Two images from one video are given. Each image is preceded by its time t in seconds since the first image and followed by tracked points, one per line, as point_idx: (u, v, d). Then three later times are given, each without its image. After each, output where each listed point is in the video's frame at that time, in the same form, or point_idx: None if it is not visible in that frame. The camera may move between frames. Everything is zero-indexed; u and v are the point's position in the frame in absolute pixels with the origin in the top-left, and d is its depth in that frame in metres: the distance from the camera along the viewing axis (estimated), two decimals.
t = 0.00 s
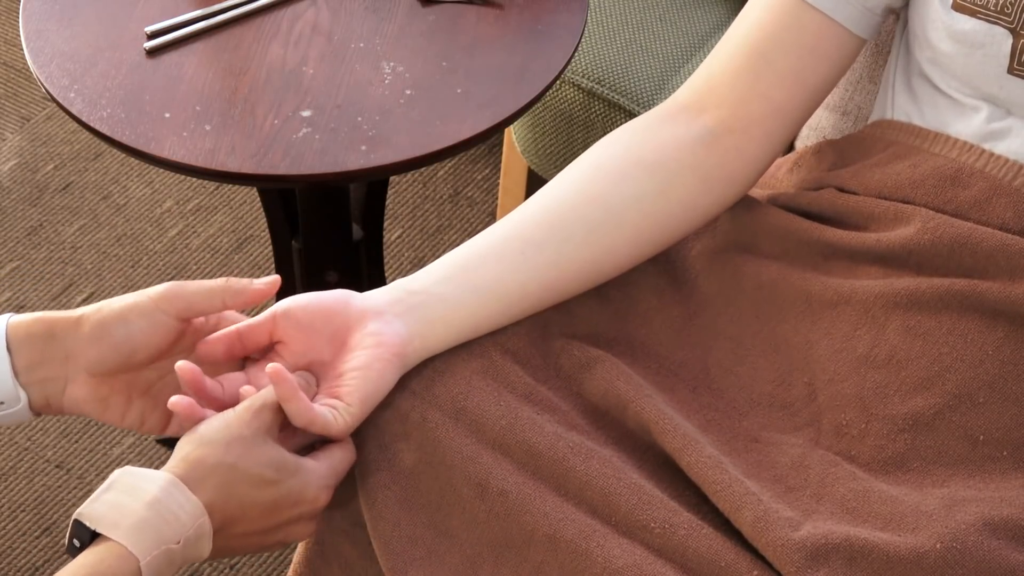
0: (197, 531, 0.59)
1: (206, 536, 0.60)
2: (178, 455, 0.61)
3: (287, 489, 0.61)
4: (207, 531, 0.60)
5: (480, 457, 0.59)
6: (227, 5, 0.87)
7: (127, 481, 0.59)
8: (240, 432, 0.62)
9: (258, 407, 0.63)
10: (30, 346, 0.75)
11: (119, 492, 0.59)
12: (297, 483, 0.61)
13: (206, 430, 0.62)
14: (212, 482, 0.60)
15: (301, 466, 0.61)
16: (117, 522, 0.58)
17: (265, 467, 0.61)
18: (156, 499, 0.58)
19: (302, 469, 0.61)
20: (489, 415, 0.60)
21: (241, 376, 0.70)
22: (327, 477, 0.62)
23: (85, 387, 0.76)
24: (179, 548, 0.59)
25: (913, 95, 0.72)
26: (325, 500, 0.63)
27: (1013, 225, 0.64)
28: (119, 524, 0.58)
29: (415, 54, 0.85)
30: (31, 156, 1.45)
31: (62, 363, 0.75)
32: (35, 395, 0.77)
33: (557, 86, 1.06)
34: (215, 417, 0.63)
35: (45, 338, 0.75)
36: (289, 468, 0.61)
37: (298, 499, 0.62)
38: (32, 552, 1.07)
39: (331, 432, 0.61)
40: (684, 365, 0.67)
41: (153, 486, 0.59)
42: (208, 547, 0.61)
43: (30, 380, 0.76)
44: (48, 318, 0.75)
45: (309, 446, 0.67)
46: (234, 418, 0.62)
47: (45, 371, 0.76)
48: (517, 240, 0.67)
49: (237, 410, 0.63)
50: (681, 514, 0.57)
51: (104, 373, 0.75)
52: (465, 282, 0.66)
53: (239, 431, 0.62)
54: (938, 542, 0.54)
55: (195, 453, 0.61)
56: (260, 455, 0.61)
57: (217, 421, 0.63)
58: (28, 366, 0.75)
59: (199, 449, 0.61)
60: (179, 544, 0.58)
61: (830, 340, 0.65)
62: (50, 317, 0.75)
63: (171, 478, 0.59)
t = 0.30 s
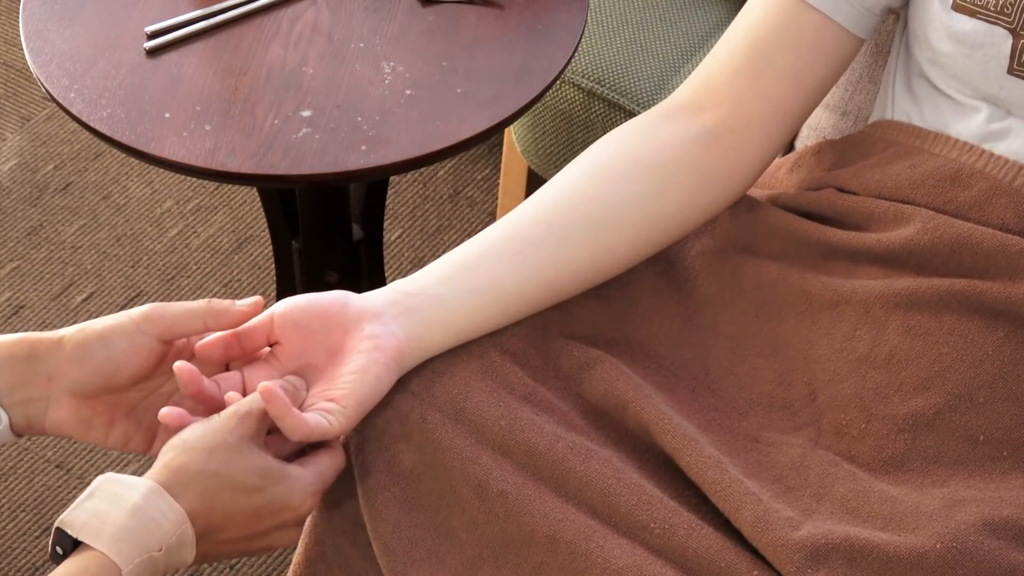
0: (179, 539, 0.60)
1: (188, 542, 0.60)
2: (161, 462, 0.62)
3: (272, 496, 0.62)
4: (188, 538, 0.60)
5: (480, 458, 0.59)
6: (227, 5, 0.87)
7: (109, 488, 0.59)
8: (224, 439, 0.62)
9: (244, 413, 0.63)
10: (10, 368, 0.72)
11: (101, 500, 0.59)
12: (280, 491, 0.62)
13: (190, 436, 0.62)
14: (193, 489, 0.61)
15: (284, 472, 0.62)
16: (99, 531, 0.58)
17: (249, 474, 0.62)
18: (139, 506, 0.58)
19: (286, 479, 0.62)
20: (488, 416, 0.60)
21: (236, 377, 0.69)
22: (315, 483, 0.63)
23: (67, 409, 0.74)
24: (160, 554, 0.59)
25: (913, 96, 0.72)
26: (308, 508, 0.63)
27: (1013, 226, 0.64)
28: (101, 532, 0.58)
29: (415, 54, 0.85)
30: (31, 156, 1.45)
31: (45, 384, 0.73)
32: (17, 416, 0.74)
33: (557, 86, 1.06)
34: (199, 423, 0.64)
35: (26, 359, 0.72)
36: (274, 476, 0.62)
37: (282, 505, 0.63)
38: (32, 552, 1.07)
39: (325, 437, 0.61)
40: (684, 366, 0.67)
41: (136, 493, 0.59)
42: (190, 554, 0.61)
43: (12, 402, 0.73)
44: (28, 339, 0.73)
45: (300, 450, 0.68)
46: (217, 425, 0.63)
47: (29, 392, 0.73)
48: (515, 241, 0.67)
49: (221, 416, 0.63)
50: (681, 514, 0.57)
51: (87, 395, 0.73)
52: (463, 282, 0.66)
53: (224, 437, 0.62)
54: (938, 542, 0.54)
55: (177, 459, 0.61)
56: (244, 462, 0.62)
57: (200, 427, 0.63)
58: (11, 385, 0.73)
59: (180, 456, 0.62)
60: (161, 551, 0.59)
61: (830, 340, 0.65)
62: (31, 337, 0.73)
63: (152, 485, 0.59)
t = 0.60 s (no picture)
0: (163, 546, 0.59)
1: (173, 550, 0.60)
2: (146, 468, 0.62)
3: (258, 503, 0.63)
4: (174, 546, 0.60)
5: (479, 459, 0.59)
6: (227, 5, 0.87)
7: (94, 494, 0.59)
8: (210, 446, 0.62)
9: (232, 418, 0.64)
10: None
11: (85, 507, 0.58)
12: (266, 497, 0.63)
13: (177, 444, 0.63)
14: (176, 498, 0.61)
15: (271, 479, 0.63)
16: (83, 537, 0.57)
17: (234, 481, 0.62)
18: (124, 512, 0.58)
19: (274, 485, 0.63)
20: (487, 417, 0.60)
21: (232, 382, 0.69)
22: (302, 491, 0.64)
23: (51, 431, 0.73)
24: (144, 561, 0.58)
25: (913, 96, 0.72)
26: (293, 516, 0.64)
27: (1013, 226, 0.64)
28: (85, 539, 0.57)
29: (415, 54, 0.85)
30: (31, 155, 1.45)
31: (29, 405, 0.72)
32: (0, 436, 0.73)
33: (557, 86, 1.06)
34: (187, 429, 0.64)
35: (10, 380, 0.71)
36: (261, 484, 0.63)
37: (268, 511, 0.63)
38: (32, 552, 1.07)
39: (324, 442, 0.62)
40: (684, 366, 0.67)
41: (120, 499, 0.59)
42: (176, 562, 0.61)
43: None
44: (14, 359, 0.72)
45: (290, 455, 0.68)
46: (204, 431, 0.63)
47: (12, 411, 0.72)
48: (514, 241, 0.67)
49: (209, 423, 0.64)
50: (681, 514, 0.57)
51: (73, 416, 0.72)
52: (462, 283, 0.66)
53: (210, 445, 0.63)
54: (938, 542, 0.54)
55: (162, 466, 0.61)
56: (230, 468, 0.62)
57: (187, 433, 0.64)
58: None
59: (165, 463, 0.62)
60: (145, 559, 0.58)
61: (830, 341, 0.65)
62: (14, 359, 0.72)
63: (136, 492, 0.59)
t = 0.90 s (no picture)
0: (156, 556, 0.59)
1: (166, 560, 0.60)
2: (138, 478, 0.62)
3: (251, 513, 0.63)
4: (167, 555, 0.60)
5: (478, 461, 0.59)
6: (227, 5, 0.87)
7: (87, 505, 0.59)
8: (204, 456, 0.62)
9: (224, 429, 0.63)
10: None
11: (78, 517, 0.58)
12: (260, 507, 0.63)
13: (170, 453, 0.63)
14: (170, 507, 0.61)
15: (264, 489, 0.64)
16: (77, 549, 0.57)
17: (227, 491, 0.62)
18: (117, 523, 0.58)
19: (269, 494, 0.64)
20: (486, 419, 0.60)
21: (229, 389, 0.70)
22: (296, 498, 0.64)
23: (43, 444, 0.73)
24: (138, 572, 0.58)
25: (913, 96, 0.72)
26: (286, 523, 0.65)
27: (1013, 226, 0.64)
28: (78, 551, 0.57)
29: (415, 54, 0.85)
30: (31, 156, 1.45)
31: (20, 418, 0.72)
32: None
33: (557, 86, 1.06)
34: (181, 436, 0.64)
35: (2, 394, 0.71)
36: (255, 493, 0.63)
37: (261, 521, 0.64)
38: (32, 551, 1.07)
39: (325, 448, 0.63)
40: (683, 367, 0.67)
41: (113, 509, 0.59)
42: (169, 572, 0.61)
43: None
44: (8, 372, 0.72)
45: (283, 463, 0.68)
46: (197, 440, 0.63)
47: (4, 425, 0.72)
48: (513, 242, 0.67)
49: (202, 431, 0.63)
50: (681, 515, 0.57)
51: (64, 433, 0.73)
52: (461, 284, 0.66)
53: (204, 454, 0.62)
54: (939, 542, 0.54)
55: (155, 475, 0.61)
56: (223, 479, 0.62)
57: (180, 441, 0.63)
58: None
59: (157, 472, 0.62)
60: (139, 569, 0.58)
61: (830, 341, 0.65)
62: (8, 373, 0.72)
63: (130, 501, 0.59)
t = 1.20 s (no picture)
0: (153, 558, 0.60)
1: (163, 561, 0.60)
2: (135, 481, 0.62)
3: (248, 516, 0.63)
4: (164, 558, 0.61)
5: (478, 462, 0.59)
6: (227, 5, 0.87)
7: (83, 508, 0.59)
8: (200, 460, 0.62)
9: (219, 435, 0.63)
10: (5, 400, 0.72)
11: (74, 521, 0.59)
12: (257, 511, 0.64)
13: (167, 457, 0.63)
14: (167, 510, 0.61)
15: (261, 493, 0.64)
16: (73, 554, 0.58)
17: (224, 495, 0.62)
18: (112, 528, 0.58)
19: (265, 498, 0.64)
20: (486, 420, 0.60)
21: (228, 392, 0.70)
22: (293, 501, 0.65)
23: (39, 451, 0.73)
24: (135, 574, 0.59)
25: (913, 96, 0.72)
26: (283, 527, 0.65)
27: (1013, 226, 0.64)
28: (75, 555, 0.58)
29: (415, 54, 0.85)
30: (31, 156, 1.45)
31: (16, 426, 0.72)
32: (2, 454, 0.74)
33: (557, 86, 1.06)
34: (178, 440, 0.64)
35: None
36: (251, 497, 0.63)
37: (257, 525, 0.64)
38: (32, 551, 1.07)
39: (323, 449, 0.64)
40: (684, 367, 0.67)
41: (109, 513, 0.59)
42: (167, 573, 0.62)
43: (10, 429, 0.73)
44: (7, 378, 0.72)
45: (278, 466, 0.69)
46: (194, 443, 0.63)
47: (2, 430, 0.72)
48: (512, 242, 0.67)
49: (198, 435, 0.63)
50: (681, 515, 0.57)
51: (59, 442, 0.72)
52: (461, 284, 0.66)
53: (201, 458, 0.62)
54: (938, 542, 0.54)
55: (151, 480, 0.62)
56: (219, 483, 0.62)
57: (177, 445, 0.63)
58: None
59: (154, 477, 0.62)
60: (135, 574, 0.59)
61: (830, 341, 0.65)
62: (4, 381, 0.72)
63: (127, 506, 0.60)
